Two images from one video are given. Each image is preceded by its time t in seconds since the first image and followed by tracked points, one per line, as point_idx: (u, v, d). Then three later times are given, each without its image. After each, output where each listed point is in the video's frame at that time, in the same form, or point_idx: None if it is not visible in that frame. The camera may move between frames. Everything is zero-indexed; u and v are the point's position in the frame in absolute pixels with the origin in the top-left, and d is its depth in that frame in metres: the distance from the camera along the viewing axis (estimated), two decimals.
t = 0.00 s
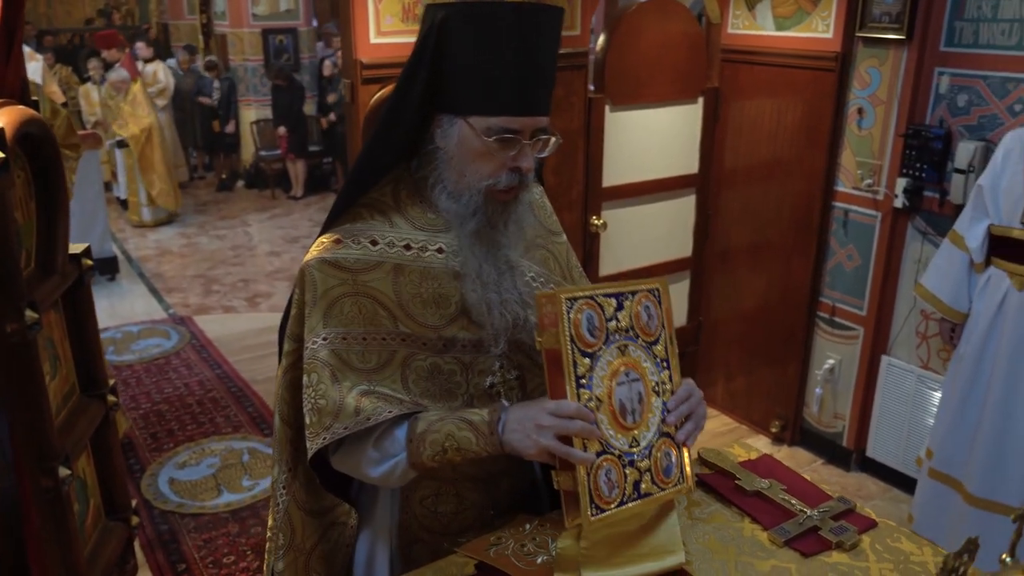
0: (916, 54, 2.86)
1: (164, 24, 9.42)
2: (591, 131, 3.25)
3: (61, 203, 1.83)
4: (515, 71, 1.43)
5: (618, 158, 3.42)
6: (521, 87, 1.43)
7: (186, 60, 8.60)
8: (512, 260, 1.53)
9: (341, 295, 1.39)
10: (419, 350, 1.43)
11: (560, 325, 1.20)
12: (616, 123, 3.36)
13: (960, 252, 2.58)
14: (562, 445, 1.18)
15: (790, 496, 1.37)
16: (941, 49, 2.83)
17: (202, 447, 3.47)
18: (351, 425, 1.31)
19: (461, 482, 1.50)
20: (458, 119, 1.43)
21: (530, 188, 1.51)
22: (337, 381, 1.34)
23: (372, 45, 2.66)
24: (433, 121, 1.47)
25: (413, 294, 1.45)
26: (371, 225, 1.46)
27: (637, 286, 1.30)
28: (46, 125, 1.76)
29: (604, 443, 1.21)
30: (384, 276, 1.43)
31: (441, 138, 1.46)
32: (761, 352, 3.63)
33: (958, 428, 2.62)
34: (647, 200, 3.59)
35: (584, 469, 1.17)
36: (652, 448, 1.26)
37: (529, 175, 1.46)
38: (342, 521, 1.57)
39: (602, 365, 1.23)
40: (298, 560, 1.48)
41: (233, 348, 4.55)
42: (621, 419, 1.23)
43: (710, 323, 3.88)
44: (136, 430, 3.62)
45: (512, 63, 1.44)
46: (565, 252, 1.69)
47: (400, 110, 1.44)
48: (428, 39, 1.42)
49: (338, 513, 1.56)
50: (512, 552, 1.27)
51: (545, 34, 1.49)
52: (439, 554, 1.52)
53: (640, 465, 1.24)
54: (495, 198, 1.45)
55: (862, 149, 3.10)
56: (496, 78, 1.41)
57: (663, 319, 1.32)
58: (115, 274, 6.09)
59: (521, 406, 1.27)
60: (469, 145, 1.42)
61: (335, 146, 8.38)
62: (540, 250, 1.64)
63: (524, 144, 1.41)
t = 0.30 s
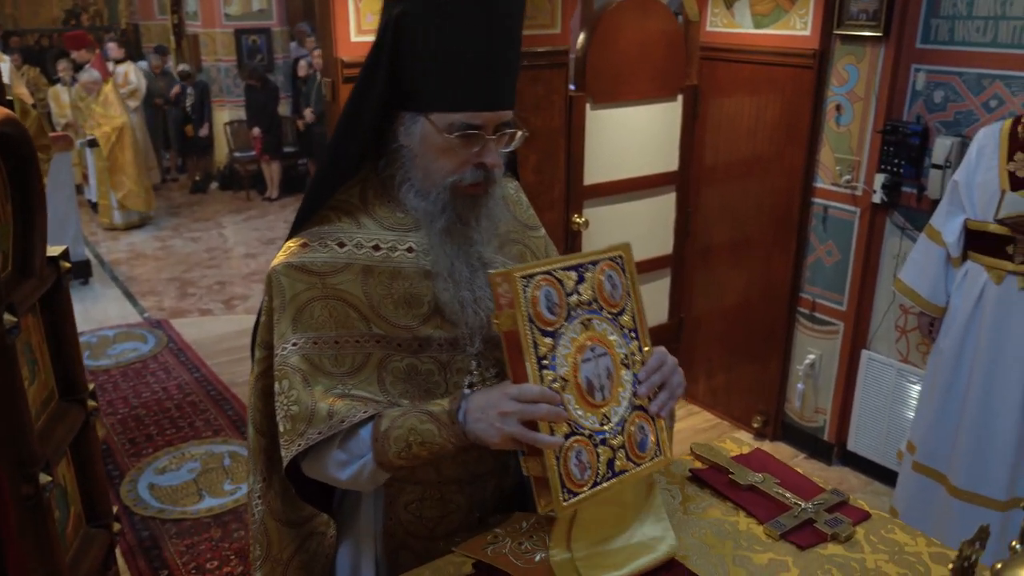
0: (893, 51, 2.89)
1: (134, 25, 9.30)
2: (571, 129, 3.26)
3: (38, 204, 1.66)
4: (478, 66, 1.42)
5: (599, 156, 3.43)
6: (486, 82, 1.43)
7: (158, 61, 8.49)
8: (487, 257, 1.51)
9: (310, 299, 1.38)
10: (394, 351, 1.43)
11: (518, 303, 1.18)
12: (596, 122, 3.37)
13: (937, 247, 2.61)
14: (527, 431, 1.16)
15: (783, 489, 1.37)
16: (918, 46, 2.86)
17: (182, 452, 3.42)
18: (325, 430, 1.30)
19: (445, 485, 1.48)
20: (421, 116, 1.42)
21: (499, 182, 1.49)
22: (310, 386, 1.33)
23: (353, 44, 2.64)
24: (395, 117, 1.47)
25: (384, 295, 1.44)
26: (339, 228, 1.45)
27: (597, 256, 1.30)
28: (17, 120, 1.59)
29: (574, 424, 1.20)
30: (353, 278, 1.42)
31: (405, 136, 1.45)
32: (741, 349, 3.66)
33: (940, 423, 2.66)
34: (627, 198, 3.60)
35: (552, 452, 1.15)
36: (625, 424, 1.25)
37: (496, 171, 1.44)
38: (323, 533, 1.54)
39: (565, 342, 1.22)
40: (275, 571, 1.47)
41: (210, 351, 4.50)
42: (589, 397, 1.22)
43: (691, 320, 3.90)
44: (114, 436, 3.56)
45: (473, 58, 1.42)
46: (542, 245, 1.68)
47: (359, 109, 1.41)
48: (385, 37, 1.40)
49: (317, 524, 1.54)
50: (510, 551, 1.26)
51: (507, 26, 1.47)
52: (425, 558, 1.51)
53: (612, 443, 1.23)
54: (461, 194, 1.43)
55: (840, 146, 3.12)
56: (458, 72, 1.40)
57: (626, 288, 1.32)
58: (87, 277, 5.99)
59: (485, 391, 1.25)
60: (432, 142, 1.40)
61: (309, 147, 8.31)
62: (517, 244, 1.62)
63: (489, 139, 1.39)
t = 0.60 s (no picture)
0: (872, 50, 2.93)
1: (105, 25, 9.18)
2: (554, 128, 3.27)
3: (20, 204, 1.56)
4: (441, 65, 1.41)
5: (582, 155, 3.44)
6: (449, 81, 1.42)
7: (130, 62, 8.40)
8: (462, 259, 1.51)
9: (280, 309, 1.36)
10: (368, 357, 1.41)
11: (461, 307, 1.13)
12: (579, 121, 3.38)
13: (916, 242, 2.64)
14: (484, 439, 1.11)
15: (778, 484, 1.39)
16: (896, 45, 2.90)
17: (163, 456, 3.38)
18: (299, 441, 1.27)
19: (431, 492, 1.48)
20: (383, 119, 1.41)
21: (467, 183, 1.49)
22: (280, 398, 1.31)
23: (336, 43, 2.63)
24: (359, 119, 1.45)
25: (356, 302, 1.42)
26: (307, 235, 1.43)
27: (547, 242, 1.25)
28: None
29: (534, 425, 1.16)
30: (323, 285, 1.40)
31: (370, 139, 1.44)
32: (723, 346, 3.69)
33: (920, 416, 2.69)
34: (609, 197, 3.61)
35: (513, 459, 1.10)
36: (590, 415, 1.22)
37: (463, 171, 1.44)
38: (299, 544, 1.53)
39: (517, 341, 1.17)
40: None
41: (189, 354, 4.45)
42: (546, 393, 1.18)
43: (674, 317, 3.91)
44: (94, 441, 3.51)
45: (436, 58, 1.41)
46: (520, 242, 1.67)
47: (320, 116, 1.40)
48: (343, 39, 1.39)
49: (293, 536, 1.52)
50: (510, 550, 1.26)
51: (471, 25, 1.46)
52: (414, 565, 1.50)
53: (577, 438, 1.19)
54: (429, 197, 1.44)
55: (820, 144, 3.16)
56: (421, 71, 1.39)
57: (580, 273, 1.28)
58: (61, 281, 5.90)
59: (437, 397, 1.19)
60: (396, 144, 1.40)
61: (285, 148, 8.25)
62: (493, 242, 1.61)
63: (454, 139, 1.39)
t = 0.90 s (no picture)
0: (848, 49, 2.97)
1: (74, 26, 9.08)
2: (536, 127, 3.27)
3: None
4: (408, 67, 1.34)
5: (563, 154, 3.46)
6: (418, 82, 1.34)
7: (101, 63, 8.30)
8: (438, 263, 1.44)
9: (246, 322, 1.29)
10: (339, 369, 1.34)
11: (407, 346, 1.07)
12: (561, 120, 3.39)
13: (896, 238, 2.68)
14: (439, 479, 1.07)
15: (770, 477, 1.40)
16: (872, 43, 2.94)
17: (144, 461, 3.35)
18: (265, 460, 1.23)
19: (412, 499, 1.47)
20: (348, 124, 1.34)
21: (439, 186, 1.41)
22: (248, 414, 1.25)
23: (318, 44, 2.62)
24: (325, 125, 1.38)
25: (326, 312, 1.35)
26: (275, 243, 1.36)
27: (498, 265, 1.21)
28: None
29: (491, 456, 1.13)
30: (291, 296, 1.33)
31: (336, 144, 1.36)
32: (705, 345, 3.71)
33: (900, 408, 2.74)
34: (590, 195, 3.63)
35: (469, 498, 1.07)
36: (549, 438, 1.20)
37: (433, 176, 1.37)
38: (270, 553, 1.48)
39: (468, 373, 1.13)
40: None
41: (168, 358, 4.41)
42: (501, 423, 1.15)
43: (654, 315, 3.94)
44: (73, 447, 3.46)
45: (402, 60, 1.35)
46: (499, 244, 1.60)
47: (286, 121, 1.32)
48: (303, 45, 1.33)
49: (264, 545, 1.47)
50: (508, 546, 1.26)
51: (437, 26, 1.41)
52: (397, 571, 1.49)
53: (535, 464, 1.18)
54: (402, 202, 1.36)
55: (799, 142, 3.19)
56: (386, 74, 1.32)
57: (534, 293, 1.25)
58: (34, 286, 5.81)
59: (389, 430, 1.15)
60: (362, 150, 1.32)
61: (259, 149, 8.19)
62: (468, 246, 1.54)
63: (423, 144, 1.32)
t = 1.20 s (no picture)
0: (823, 47, 3.00)
1: (42, 27, 8.95)
2: (515, 126, 3.28)
3: None
4: (382, 74, 1.31)
5: (543, 153, 3.47)
6: (393, 90, 1.31)
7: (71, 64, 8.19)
8: (407, 270, 1.44)
9: (214, 333, 1.29)
10: (308, 379, 1.34)
11: (363, 407, 1.02)
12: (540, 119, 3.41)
13: (873, 234, 2.71)
14: (400, 531, 1.06)
15: (755, 470, 1.42)
16: (847, 41, 2.97)
17: (123, 466, 3.31)
18: (226, 478, 1.22)
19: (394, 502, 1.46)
20: (320, 133, 1.31)
21: (409, 195, 1.40)
22: (213, 428, 1.25)
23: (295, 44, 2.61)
24: (295, 130, 1.34)
25: (296, 321, 1.35)
26: (243, 252, 1.34)
27: (451, 310, 1.15)
28: None
29: (454, 501, 1.11)
30: (260, 306, 1.32)
31: (304, 152, 1.33)
32: (686, 342, 3.74)
33: (878, 400, 2.77)
34: (569, 194, 3.64)
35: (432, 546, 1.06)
36: (512, 475, 1.18)
37: (405, 186, 1.35)
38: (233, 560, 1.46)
39: (427, 425, 1.09)
40: None
41: (145, 361, 4.36)
42: (462, 469, 1.12)
43: (634, 313, 3.97)
44: (49, 453, 3.42)
45: (378, 66, 1.32)
46: (474, 248, 1.60)
47: (252, 129, 1.28)
48: (272, 52, 1.28)
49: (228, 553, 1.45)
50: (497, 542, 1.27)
51: (411, 30, 1.37)
52: None
53: (499, 502, 1.16)
54: (373, 213, 1.34)
55: (776, 140, 3.22)
56: (359, 83, 1.29)
57: (493, 331, 1.19)
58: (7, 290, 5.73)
59: (349, 478, 1.13)
60: (332, 161, 1.30)
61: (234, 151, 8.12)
62: (442, 250, 1.54)
63: (396, 156, 1.30)
